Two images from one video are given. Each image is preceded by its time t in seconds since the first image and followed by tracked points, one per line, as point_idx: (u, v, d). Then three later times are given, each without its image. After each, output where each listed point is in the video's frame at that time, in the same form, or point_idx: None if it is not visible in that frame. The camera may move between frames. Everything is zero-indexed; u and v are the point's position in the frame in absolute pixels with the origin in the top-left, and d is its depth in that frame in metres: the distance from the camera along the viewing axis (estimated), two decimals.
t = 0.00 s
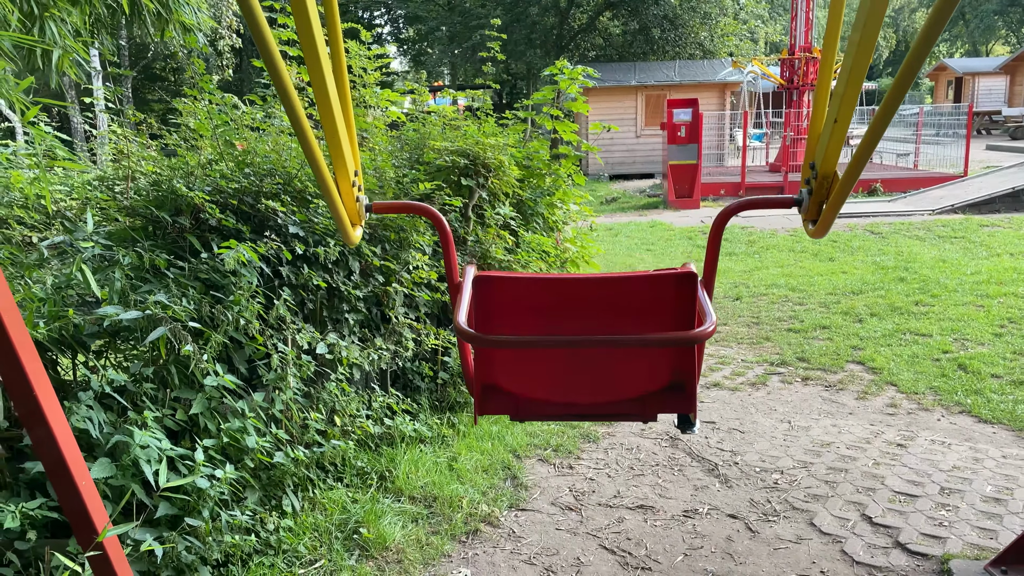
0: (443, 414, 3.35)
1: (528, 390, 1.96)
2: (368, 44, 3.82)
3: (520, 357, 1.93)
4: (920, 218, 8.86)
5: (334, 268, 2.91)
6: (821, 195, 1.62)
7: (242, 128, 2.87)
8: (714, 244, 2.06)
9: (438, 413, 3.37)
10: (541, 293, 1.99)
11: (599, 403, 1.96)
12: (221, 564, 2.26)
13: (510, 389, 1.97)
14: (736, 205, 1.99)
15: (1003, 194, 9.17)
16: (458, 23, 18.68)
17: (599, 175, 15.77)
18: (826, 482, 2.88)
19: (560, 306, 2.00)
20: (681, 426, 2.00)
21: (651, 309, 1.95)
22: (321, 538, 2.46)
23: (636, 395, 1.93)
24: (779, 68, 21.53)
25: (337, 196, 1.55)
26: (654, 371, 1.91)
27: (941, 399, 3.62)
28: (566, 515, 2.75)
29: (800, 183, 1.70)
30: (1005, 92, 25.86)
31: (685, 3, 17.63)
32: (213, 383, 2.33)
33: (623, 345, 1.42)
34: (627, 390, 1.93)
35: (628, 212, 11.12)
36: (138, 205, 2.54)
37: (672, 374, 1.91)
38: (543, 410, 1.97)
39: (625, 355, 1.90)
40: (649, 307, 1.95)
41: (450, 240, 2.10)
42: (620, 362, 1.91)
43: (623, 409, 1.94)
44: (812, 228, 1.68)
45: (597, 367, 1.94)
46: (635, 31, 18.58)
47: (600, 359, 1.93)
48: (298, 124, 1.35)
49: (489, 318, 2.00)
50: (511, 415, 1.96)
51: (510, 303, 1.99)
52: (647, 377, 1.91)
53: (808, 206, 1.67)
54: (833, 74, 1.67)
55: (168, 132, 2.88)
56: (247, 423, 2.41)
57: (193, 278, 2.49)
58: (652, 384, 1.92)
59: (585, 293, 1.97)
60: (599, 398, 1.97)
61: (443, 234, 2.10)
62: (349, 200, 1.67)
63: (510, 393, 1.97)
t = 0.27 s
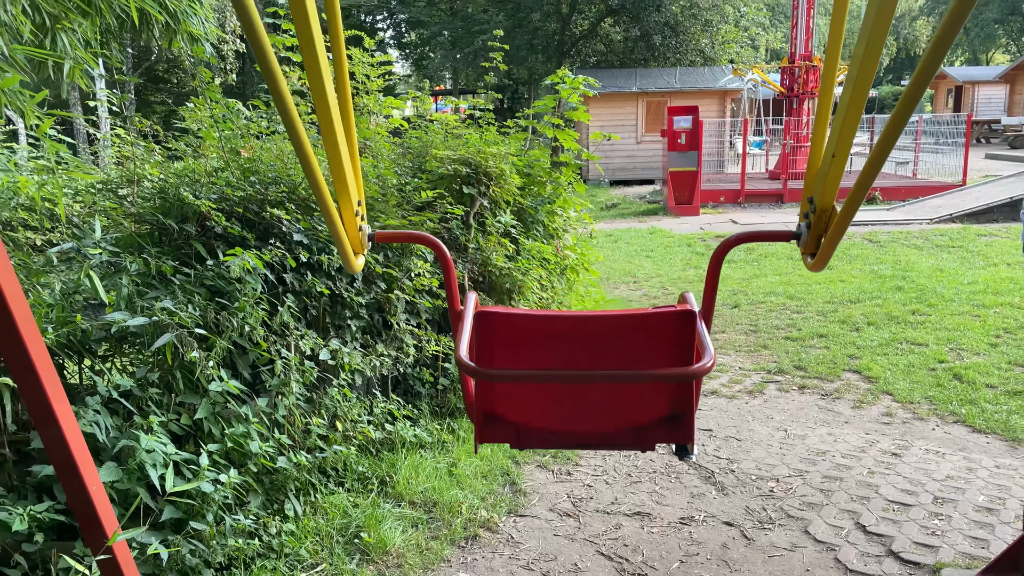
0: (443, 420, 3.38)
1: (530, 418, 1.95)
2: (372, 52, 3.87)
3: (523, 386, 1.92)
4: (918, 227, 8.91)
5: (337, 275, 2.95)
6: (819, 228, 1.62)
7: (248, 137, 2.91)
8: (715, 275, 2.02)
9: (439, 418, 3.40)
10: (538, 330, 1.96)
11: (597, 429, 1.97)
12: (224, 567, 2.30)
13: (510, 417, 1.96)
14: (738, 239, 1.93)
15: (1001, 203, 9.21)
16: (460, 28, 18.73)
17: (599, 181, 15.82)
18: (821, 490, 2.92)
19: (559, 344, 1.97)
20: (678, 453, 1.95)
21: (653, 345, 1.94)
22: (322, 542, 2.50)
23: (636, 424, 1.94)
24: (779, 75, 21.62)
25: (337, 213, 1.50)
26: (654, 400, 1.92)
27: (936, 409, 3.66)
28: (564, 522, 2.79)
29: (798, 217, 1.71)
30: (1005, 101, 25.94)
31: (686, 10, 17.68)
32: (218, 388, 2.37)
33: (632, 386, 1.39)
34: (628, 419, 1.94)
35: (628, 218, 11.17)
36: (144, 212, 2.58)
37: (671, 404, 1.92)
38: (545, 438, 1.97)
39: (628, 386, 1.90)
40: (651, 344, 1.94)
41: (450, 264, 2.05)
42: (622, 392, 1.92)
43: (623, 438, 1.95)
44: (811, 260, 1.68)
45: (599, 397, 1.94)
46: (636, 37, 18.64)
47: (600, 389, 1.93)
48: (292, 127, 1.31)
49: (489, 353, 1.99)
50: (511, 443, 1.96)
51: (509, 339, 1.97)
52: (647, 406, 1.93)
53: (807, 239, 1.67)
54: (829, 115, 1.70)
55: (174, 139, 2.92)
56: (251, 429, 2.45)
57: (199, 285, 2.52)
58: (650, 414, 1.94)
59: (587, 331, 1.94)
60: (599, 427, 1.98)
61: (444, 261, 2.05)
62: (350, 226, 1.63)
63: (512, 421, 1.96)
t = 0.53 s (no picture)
0: (440, 434, 3.40)
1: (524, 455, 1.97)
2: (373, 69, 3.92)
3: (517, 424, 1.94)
4: (913, 243, 8.98)
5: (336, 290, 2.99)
6: (812, 267, 1.64)
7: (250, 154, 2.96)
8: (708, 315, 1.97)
9: (436, 432, 3.42)
10: (534, 374, 1.83)
11: (591, 468, 1.98)
12: None
13: (505, 453, 1.99)
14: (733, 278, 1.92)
15: (995, 221, 9.28)
16: (460, 41, 18.88)
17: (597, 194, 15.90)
18: (813, 507, 2.95)
19: (556, 388, 1.84)
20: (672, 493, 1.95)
21: (653, 391, 1.82)
22: (320, 556, 2.52)
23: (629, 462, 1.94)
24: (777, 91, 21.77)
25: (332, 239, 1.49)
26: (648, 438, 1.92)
27: (928, 426, 3.70)
28: (559, 536, 2.82)
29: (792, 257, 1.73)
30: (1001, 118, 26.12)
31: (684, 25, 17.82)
32: (218, 402, 2.41)
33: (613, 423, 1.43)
34: (621, 456, 1.94)
35: (625, 232, 11.23)
36: (147, 227, 2.62)
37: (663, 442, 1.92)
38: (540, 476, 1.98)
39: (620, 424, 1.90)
40: (652, 388, 1.81)
41: (449, 303, 2.02)
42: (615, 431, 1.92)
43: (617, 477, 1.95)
44: (803, 300, 1.70)
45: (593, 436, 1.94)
46: (635, 52, 18.76)
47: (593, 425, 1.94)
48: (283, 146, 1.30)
49: (485, 394, 1.87)
50: (505, 480, 1.96)
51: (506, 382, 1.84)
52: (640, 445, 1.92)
53: (800, 279, 1.68)
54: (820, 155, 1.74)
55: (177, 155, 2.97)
56: (251, 442, 2.48)
57: (200, 300, 2.56)
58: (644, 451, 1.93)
59: (582, 376, 1.82)
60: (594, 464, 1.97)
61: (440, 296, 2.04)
62: (349, 263, 1.65)
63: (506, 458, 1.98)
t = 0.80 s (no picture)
0: (437, 454, 3.42)
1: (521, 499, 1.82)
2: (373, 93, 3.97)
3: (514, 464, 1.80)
4: (906, 265, 9.06)
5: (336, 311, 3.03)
6: (807, 312, 1.55)
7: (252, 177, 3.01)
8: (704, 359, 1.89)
9: (432, 453, 3.44)
10: (533, 410, 1.73)
11: (590, 513, 1.84)
12: None
13: (502, 496, 1.83)
14: (730, 321, 1.82)
15: (987, 243, 9.37)
16: (457, 60, 19.06)
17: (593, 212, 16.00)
18: (806, 529, 2.98)
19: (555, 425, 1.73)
20: (669, 537, 1.77)
21: (658, 430, 1.71)
22: None
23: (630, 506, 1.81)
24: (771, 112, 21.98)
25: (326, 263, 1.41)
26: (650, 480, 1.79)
27: (919, 449, 3.74)
28: (554, 558, 2.84)
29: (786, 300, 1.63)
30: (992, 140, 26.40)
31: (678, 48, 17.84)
32: (218, 423, 2.44)
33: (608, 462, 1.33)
34: (622, 500, 1.81)
35: (620, 250, 11.30)
36: (150, 249, 2.66)
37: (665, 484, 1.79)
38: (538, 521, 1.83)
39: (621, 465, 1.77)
40: (654, 426, 1.71)
41: (447, 343, 1.96)
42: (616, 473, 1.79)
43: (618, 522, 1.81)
44: (797, 345, 1.61)
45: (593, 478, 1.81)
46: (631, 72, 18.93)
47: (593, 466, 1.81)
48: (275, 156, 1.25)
49: (479, 432, 1.76)
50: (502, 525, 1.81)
51: (504, 422, 1.75)
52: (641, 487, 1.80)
53: (794, 323, 1.59)
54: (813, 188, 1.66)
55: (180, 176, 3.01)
56: (250, 463, 2.51)
57: (202, 321, 2.60)
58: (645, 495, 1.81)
59: (584, 414, 1.72)
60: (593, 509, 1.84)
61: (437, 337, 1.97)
62: (349, 306, 1.56)
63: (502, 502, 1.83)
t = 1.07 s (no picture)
0: (432, 476, 3.42)
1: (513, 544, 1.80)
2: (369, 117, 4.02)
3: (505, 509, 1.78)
4: (897, 286, 9.15)
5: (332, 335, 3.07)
6: (796, 356, 1.51)
7: (250, 201, 3.05)
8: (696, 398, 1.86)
9: (427, 475, 3.45)
10: (527, 460, 1.63)
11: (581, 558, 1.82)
12: None
13: (495, 541, 1.82)
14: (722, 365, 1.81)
15: (977, 264, 9.48)
16: (452, 81, 19.23)
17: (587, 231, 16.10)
18: (797, 551, 3.01)
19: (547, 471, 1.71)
20: None
21: (651, 482, 1.63)
22: None
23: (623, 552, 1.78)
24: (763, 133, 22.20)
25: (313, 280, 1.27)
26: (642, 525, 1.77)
27: (910, 471, 3.78)
28: None
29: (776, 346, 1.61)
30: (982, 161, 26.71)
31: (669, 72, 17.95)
32: (216, 447, 2.47)
33: (606, 507, 1.35)
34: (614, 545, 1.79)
35: (614, 270, 11.37)
36: (149, 273, 2.69)
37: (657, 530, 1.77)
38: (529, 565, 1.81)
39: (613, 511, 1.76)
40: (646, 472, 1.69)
41: (441, 388, 1.90)
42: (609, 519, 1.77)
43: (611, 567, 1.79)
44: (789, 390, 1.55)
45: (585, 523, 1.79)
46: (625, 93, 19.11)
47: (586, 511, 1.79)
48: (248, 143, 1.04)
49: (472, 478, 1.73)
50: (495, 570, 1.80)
51: (494, 472, 1.66)
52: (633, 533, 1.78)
53: (784, 368, 1.54)
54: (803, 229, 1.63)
55: (179, 201, 3.05)
56: (246, 486, 2.54)
57: (200, 344, 2.63)
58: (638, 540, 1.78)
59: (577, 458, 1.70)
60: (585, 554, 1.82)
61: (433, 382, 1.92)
62: (343, 346, 1.51)
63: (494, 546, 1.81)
